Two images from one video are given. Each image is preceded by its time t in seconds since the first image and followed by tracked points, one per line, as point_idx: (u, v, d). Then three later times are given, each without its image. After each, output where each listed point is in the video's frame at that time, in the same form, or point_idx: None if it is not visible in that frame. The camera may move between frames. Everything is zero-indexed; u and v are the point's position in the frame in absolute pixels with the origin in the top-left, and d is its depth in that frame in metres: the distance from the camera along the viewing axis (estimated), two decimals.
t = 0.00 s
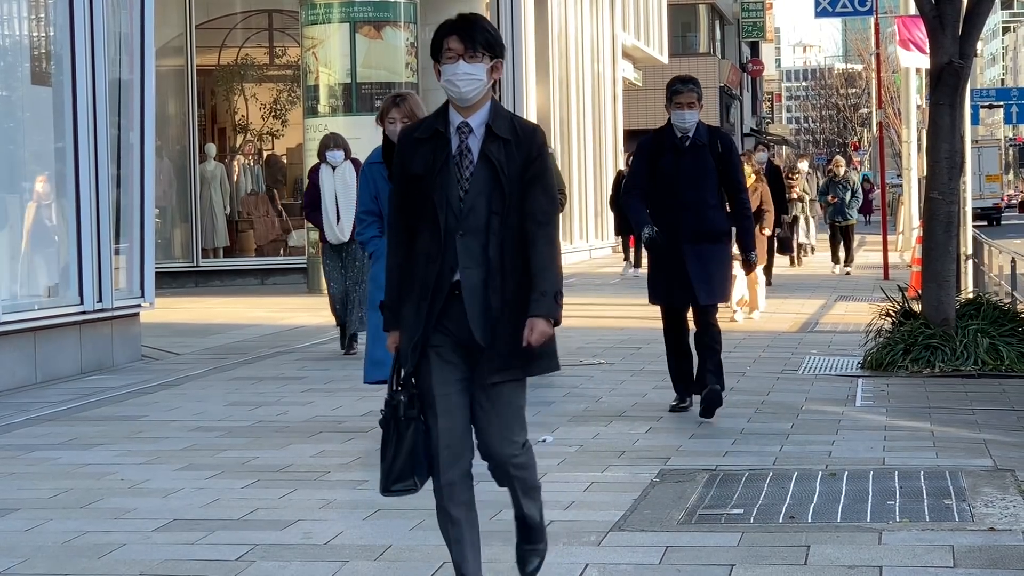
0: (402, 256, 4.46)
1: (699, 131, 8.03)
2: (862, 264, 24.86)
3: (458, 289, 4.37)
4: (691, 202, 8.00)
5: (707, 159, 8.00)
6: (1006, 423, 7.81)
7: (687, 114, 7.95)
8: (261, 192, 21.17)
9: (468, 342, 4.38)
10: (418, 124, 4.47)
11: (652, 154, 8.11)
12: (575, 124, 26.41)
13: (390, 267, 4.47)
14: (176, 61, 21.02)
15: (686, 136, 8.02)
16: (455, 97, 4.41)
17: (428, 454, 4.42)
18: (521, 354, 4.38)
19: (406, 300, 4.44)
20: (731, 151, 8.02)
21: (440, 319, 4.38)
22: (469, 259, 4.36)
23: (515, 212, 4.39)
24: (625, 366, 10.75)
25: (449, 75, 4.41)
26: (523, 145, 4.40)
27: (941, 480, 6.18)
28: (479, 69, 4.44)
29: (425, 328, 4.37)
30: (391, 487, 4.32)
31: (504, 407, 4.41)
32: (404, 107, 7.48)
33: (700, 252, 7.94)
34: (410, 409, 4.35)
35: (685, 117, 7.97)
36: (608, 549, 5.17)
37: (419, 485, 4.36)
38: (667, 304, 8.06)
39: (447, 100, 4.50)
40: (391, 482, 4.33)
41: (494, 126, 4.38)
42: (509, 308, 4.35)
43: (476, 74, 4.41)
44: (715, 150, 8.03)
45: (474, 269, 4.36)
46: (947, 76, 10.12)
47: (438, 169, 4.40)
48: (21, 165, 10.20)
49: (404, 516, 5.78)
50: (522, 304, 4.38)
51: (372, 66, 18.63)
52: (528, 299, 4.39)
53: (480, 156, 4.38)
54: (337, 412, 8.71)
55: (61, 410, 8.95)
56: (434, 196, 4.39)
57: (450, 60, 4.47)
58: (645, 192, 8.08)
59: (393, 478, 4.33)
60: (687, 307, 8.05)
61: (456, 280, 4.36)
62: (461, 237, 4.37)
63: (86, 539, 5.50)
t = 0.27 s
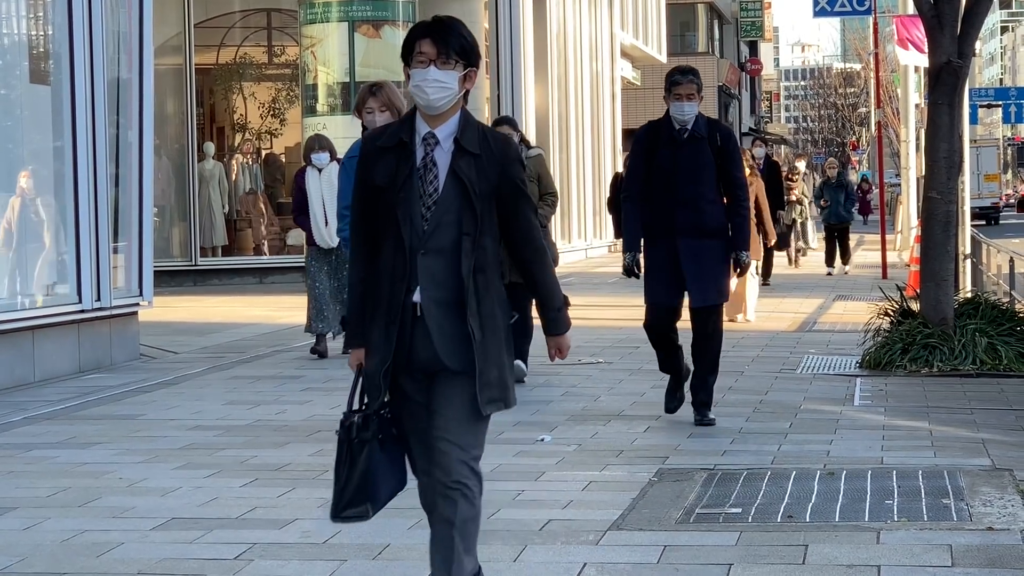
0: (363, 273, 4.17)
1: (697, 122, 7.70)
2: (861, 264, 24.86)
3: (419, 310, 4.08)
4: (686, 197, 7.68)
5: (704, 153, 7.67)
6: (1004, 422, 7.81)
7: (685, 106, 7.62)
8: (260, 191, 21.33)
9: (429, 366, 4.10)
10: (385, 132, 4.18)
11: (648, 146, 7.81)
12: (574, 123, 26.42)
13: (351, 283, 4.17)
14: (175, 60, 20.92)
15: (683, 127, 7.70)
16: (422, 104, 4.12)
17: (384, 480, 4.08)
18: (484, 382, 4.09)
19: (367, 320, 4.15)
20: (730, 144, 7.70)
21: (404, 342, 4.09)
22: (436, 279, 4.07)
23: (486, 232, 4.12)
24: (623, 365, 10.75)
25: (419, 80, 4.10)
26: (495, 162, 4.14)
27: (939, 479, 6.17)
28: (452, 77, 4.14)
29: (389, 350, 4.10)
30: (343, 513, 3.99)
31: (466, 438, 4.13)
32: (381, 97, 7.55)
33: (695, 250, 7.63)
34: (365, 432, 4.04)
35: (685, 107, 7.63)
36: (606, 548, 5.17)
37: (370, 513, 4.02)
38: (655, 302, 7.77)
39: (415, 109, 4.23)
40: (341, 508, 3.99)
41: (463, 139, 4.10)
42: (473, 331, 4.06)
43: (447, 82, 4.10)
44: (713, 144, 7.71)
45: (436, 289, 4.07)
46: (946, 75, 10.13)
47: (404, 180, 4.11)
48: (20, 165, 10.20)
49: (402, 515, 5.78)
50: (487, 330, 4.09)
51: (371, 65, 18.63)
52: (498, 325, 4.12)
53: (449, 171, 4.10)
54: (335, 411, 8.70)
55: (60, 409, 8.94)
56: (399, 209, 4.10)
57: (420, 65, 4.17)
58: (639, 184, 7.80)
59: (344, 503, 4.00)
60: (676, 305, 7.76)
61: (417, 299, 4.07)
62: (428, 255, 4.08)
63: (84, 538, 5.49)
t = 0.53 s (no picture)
0: (321, 267, 3.81)
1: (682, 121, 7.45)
2: (859, 262, 24.88)
3: (382, 307, 3.73)
4: (673, 199, 7.40)
5: (691, 152, 7.42)
6: (1002, 421, 7.81)
7: (669, 103, 7.37)
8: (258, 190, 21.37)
9: (391, 369, 3.76)
10: (347, 114, 3.85)
11: (631, 150, 7.53)
12: (572, 122, 26.44)
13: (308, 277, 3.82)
14: (173, 57, 20.97)
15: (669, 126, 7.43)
16: (386, 90, 3.78)
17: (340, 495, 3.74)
18: (449, 385, 3.73)
19: (328, 318, 3.79)
20: (716, 142, 7.45)
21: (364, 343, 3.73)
22: (400, 274, 3.73)
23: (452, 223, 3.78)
24: (621, 363, 10.75)
25: (385, 63, 3.77)
26: (463, 148, 3.81)
27: (937, 478, 6.18)
28: (420, 60, 3.80)
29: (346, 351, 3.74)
30: (286, 525, 3.67)
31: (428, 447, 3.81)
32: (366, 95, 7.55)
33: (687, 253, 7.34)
34: (316, 438, 3.71)
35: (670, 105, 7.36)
36: (604, 546, 5.17)
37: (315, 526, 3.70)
38: (650, 309, 7.31)
39: (380, 95, 3.89)
40: (284, 520, 3.67)
41: (429, 122, 3.76)
42: (439, 328, 3.70)
43: (414, 68, 3.77)
44: (699, 143, 7.46)
45: (402, 283, 3.73)
46: (944, 74, 10.13)
47: (367, 166, 3.77)
48: (16, 163, 10.21)
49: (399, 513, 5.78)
50: (454, 328, 3.74)
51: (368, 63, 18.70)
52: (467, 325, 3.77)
53: (413, 157, 3.77)
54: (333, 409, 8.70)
55: (57, 407, 8.93)
56: (361, 198, 3.75)
57: (385, 47, 3.83)
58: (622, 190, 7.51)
59: (287, 517, 3.68)
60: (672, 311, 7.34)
61: (380, 294, 3.73)
62: (391, 248, 3.74)
63: (82, 536, 5.49)
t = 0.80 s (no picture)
0: (273, 298, 3.77)
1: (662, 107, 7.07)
2: (858, 259, 24.89)
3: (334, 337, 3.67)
4: (653, 189, 7.03)
5: (671, 141, 7.05)
6: (999, 418, 7.81)
7: (648, 88, 7.03)
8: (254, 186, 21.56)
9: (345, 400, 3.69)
10: (292, 137, 3.80)
11: (611, 140, 7.18)
12: (569, 119, 26.43)
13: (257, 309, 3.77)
14: (170, 54, 20.84)
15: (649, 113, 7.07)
16: (335, 107, 3.73)
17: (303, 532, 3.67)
18: (405, 411, 3.64)
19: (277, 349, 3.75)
20: (699, 129, 7.06)
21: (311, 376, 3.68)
22: (349, 301, 3.67)
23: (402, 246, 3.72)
24: (618, 360, 10.75)
25: (330, 79, 3.70)
26: (413, 166, 3.74)
27: (934, 475, 6.18)
28: (368, 74, 3.74)
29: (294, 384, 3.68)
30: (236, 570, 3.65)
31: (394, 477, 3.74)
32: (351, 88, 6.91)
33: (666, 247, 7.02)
34: (268, 481, 3.65)
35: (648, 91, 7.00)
36: (602, 543, 5.18)
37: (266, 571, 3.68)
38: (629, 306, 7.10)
39: (329, 114, 3.84)
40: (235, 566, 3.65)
41: (376, 140, 3.71)
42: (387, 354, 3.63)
43: (361, 81, 3.71)
44: (681, 130, 7.08)
45: (353, 310, 3.67)
46: (942, 71, 10.14)
47: (313, 192, 3.73)
48: (12, 160, 10.26)
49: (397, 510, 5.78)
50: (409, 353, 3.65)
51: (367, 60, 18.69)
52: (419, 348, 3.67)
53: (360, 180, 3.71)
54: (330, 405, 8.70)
55: (54, 404, 8.93)
56: (307, 225, 3.71)
57: (331, 61, 3.77)
58: (602, 179, 7.15)
59: (237, 565, 3.65)
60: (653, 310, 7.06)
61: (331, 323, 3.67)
62: (340, 275, 3.68)
63: (79, 533, 5.49)
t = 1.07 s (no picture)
0: (206, 284, 3.50)
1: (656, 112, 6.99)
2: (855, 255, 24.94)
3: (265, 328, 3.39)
4: (645, 194, 6.94)
5: (662, 147, 6.97)
6: (997, 414, 7.81)
7: (642, 91, 6.92)
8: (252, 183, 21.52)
9: (276, 399, 3.41)
10: (225, 112, 3.53)
11: (599, 143, 7.11)
12: (567, 115, 26.44)
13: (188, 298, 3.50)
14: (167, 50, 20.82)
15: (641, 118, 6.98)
16: (268, 79, 3.46)
17: (230, 538, 3.38)
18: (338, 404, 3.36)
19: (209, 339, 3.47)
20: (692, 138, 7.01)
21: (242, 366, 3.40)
22: (281, 286, 3.38)
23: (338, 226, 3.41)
24: (616, 356, 10.74)
25: (261, 48, 3.43)
26: (356, 141, 3.45)
27: (931, 471, 6.19)
28: (302, 42, 3.47)
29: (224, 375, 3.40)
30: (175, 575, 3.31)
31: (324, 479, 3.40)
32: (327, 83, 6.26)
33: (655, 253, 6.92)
34: (211, 468, 3.36)
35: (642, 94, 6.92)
36: (599, 539, 5.18)
37: None
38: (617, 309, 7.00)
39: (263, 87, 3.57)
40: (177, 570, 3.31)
41: (312, 111, 3.42)
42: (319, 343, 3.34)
43: (297, 50, 3.44)
44: (672, 137, 7.01)
45: (285, 299, 3.38)
46: (940, 67, 10.12)
47: (245, 169, 3.46)
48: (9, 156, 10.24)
49: (394, 506, 5.78)
50: (345, 346, 3.39)
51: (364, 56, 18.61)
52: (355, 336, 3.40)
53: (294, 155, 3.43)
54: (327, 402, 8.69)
55: (52, 400, 8.93)
56: (239, 205, 3.44)
57: (263, 30, 3.50)
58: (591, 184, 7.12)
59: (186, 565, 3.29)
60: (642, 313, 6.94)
61: (261, 312, 3.39)
62: (271, 257, 3.39)
63: (76, 529, 5.49)
